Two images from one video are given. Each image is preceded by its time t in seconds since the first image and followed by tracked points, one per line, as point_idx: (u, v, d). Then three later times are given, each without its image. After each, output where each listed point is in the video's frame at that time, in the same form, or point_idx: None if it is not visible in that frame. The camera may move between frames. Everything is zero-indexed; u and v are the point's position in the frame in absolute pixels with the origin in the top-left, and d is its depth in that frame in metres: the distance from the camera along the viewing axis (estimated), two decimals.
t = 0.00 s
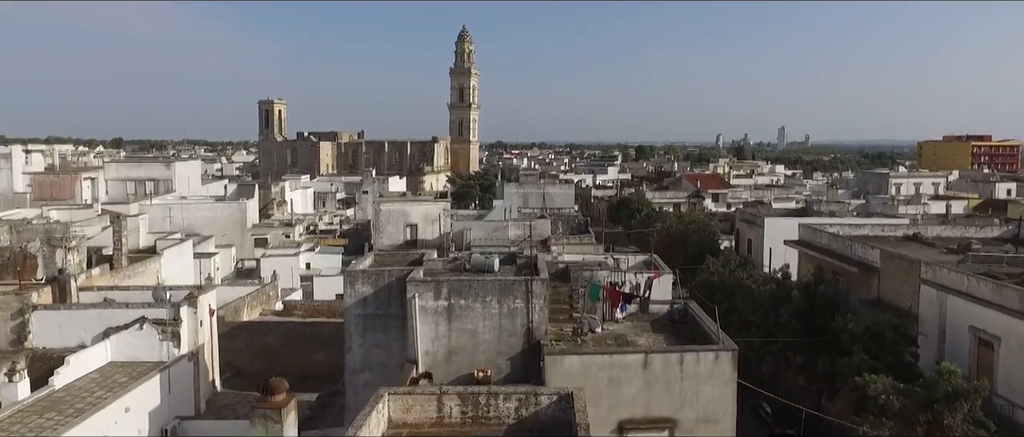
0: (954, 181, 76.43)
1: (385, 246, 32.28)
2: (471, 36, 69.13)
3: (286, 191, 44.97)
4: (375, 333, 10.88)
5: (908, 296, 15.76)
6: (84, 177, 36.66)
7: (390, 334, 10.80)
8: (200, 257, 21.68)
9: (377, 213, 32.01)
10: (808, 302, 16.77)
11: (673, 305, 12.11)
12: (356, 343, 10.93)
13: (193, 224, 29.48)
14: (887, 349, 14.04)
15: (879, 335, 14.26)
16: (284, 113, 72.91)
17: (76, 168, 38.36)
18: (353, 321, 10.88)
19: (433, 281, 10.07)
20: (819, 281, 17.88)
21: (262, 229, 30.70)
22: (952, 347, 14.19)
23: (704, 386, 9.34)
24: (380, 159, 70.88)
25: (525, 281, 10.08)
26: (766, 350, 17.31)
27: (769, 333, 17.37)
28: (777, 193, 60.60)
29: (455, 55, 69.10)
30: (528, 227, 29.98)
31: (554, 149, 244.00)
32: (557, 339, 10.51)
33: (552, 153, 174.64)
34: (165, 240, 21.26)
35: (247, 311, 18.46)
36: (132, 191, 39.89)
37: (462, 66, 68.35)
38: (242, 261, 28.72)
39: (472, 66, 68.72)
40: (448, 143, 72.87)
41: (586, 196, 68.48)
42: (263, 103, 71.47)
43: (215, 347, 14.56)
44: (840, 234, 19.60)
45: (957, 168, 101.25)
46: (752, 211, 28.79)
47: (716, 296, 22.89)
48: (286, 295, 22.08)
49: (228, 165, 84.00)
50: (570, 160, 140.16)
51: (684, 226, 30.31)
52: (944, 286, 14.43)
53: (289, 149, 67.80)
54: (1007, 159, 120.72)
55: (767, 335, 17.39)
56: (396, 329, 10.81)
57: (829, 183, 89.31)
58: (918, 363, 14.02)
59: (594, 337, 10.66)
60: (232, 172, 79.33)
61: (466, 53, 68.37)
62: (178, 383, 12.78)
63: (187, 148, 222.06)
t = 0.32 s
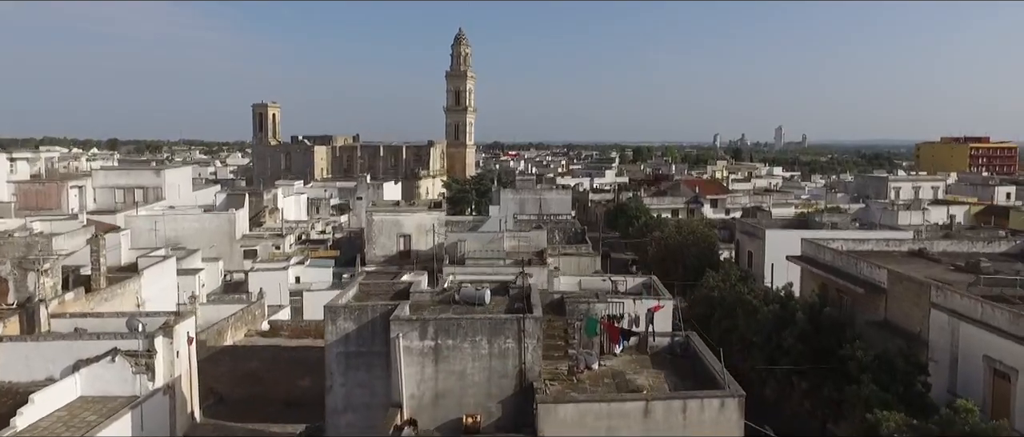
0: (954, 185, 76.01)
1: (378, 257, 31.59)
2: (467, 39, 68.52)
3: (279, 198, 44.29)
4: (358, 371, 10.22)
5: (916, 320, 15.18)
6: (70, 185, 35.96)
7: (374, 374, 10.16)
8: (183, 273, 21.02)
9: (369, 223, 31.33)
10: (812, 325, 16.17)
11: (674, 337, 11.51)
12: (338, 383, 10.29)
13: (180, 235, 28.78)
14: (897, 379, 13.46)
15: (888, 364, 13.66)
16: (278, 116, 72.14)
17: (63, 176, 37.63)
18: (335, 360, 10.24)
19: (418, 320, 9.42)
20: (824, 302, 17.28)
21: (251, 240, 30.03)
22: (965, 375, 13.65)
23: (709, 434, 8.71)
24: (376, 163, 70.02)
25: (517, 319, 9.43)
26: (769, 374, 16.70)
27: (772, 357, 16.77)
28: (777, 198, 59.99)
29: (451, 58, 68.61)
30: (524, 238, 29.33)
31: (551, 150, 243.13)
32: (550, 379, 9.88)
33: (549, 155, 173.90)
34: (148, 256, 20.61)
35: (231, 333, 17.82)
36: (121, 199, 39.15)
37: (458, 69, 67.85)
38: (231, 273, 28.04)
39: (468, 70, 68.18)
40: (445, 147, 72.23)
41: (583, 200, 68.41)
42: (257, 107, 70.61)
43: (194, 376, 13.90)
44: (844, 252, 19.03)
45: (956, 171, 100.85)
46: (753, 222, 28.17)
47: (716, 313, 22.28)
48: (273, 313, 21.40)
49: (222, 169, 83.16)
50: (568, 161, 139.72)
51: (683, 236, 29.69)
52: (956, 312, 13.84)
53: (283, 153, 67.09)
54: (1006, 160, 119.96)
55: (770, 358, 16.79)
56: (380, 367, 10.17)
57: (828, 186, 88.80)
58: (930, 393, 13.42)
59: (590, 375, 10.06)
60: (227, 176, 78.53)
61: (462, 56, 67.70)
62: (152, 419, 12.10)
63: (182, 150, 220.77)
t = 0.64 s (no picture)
0: (956, 188, 75.40)
1: (372, 268, 30.76)
2: (464, 41, 67.80)
3: (272, 205, 43.49)
4: (341, 416, 9.44)
5: (933, 347, 14.47)
6: (58, 194, 35.18)
7: (359, 419, 9.38)
8: (168, 290, 20.26)
9: (362, 233, 30.50)
10: (824, 350, 15.45)
11: (682, 374, 10.74)
12: (319, 430, 9.50)
13: (168, 247, 27.98)
14: (916, 413, 12.74)
15: (906, 397, 12.95)
16: (273, 119, 71.29)
17: (49, 185, 36.81)
18: (316, 404, 9.44)
19: (406, 365, 8.63)
20: (834, 325, 16.57)
21: (242, 251, 29.24)
22: (988, 406, 12.93)
23: None
24: (373, 167, 69.08)
25: (513, 365, 8.66)
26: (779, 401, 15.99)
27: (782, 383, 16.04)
28: (778, 203, 59.23)
29: (449, 61, 68.00)
30: (522, 249, 28.54)
31: (550, 151, 242.12)
32: (548, 426, 9.11)
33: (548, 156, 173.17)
34: (131, 273, 19.84)
35: (215, 357, 17.09)
36: (111, 206, 38.35)
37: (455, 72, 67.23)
38: (220, 286, 27.24)
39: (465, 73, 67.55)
40: (442, 150, 71.44)
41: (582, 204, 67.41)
42: (252, 110, 69.71)
43: (172, 409, 13.14)
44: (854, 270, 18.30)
45: (957, 174, 100.38)
46: (757, 234, 27.42)
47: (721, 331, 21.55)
48: (261, 332, 20.61)
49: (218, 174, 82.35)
50: (568, 163, 139.06)
51: (685, 248, 28.93)
52: (977, 340, 13.11)
53: (278, 157, 66.28)
54: (1007, 161, 119.21)
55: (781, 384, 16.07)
56: (364, 412, 9.38)
57: (829, 189, 88.05)
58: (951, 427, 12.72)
59: (591, 420, 9.30)
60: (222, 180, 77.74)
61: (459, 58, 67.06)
62: None
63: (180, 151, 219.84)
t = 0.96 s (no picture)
0: (963, 192, 74.48)
1: (368, 280, 29.81)
2: (465, 44, 67.13)
3: (269, 212, 42.58)
4: None
5: (962, 379, 13.61)
6: (47, 203, 34.33)
7: None
8: (153, 309, 19.41)
9: (359, 244, 29.60)
10: (844, 380, 14.62)
11: (698, 420, 9.84)
12: None
13: (158, 259, 27.17)
14: None
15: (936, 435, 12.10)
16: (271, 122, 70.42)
17: (39, 192, 35.95)
18: None
19: (395, 422, 7.76)
20: (854, 351, 15.71)
21: (235, 263, 28.40)
22: None
23: None
24: (372, 170, 67.93)
25: (513, 421, 7.78)
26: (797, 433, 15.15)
27: (799, 413, 15.21)
28: (783, 208, 58.29)
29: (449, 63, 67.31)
30: (523, 262, 27.72)
31: (552, 152, 241.13)
32: None
33: (550, 157, 172.28)
34: (115, 292, 18.98)
35: (200, 384, 16.24)
36: (103, 214, 37.50)
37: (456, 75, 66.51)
38: (212, 301, 26.42)
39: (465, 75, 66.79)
40: (442, 154, 70.56)
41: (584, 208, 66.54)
42: (250, 113, 68.79)
43: None
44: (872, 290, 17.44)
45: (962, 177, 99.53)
46: (766, 247, 26.57)
47: (731, 351, 20.70)
48: (251, 353, 19.71)
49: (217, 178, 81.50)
50: (570, 165, 138.16)
51: (691, 261, 28.10)
52: (1011, 374, 12.23)
53: (276, 161, 65.40)
54: (1012, 164, 118.38)
55: (798, 415, 15.23)
56: None
57: (833, 192, 87.13)
58: None
59: None
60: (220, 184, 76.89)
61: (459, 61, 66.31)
62: None
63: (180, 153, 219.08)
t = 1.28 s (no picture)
0: (976, 196, 73.22)
1: (369, 293, 28.78)
2: (469, 46, 66.31)
3: (268, 220, 41.65)
4: None
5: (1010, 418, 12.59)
6: (41, 212, 33.52)
7: None
8: (139, 331, 18.44)
9: (359, 255, 28.59)
10: (878, 415, 13.58)
11: None
12: None
13: (151, 272, 26.26)
14: None
15: None
16: (273, 125, 69.54)
17: (32, 201, 35.15)
18: None
19: None
20: (886, 382, 14.65)
21: (231, 276, 27.44)
22: None
23: None
24: (374, 174, 66.86)
25: None
26: None
27: None
28: (794, 213, 57.14)
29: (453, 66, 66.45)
30: (529, 275, 26.72)
31: (556, 154, 239.99)
32: None
33: (555, 160, 171.30)
34: (100, 313, 18.00)
35: (186, 415, 15.28)
36: (98, 223, 36.66)
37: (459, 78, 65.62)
38: (206, 316, 25.42)
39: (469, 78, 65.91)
40: (446, 158, 69.55)
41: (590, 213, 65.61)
42: (251, 117, 67.90)
43: None
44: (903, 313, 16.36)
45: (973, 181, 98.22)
46: (782, 260, 25.52)
47: (750, 374, 19.60)
48: (243, 376, 18.75)
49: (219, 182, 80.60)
50: (574, 168, 137.03)
51: (704, 274, 27.10)
52: None
53: (278, 165, 64.54)
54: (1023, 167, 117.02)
55: None
56: None
57: (842, 196, 85.90)
58: None
59: None
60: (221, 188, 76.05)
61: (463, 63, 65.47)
62: None
63: (183, 155, 218.62)
